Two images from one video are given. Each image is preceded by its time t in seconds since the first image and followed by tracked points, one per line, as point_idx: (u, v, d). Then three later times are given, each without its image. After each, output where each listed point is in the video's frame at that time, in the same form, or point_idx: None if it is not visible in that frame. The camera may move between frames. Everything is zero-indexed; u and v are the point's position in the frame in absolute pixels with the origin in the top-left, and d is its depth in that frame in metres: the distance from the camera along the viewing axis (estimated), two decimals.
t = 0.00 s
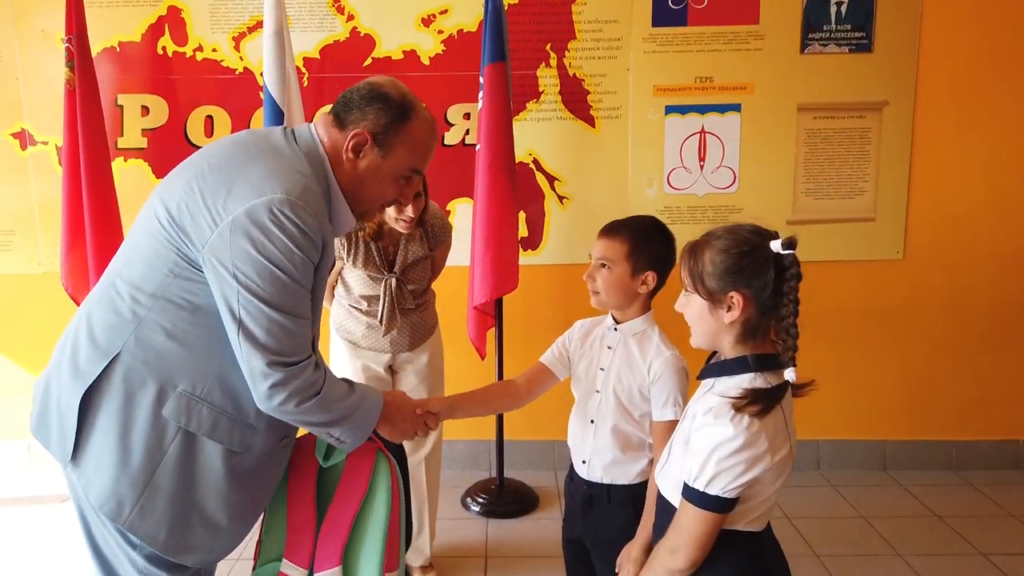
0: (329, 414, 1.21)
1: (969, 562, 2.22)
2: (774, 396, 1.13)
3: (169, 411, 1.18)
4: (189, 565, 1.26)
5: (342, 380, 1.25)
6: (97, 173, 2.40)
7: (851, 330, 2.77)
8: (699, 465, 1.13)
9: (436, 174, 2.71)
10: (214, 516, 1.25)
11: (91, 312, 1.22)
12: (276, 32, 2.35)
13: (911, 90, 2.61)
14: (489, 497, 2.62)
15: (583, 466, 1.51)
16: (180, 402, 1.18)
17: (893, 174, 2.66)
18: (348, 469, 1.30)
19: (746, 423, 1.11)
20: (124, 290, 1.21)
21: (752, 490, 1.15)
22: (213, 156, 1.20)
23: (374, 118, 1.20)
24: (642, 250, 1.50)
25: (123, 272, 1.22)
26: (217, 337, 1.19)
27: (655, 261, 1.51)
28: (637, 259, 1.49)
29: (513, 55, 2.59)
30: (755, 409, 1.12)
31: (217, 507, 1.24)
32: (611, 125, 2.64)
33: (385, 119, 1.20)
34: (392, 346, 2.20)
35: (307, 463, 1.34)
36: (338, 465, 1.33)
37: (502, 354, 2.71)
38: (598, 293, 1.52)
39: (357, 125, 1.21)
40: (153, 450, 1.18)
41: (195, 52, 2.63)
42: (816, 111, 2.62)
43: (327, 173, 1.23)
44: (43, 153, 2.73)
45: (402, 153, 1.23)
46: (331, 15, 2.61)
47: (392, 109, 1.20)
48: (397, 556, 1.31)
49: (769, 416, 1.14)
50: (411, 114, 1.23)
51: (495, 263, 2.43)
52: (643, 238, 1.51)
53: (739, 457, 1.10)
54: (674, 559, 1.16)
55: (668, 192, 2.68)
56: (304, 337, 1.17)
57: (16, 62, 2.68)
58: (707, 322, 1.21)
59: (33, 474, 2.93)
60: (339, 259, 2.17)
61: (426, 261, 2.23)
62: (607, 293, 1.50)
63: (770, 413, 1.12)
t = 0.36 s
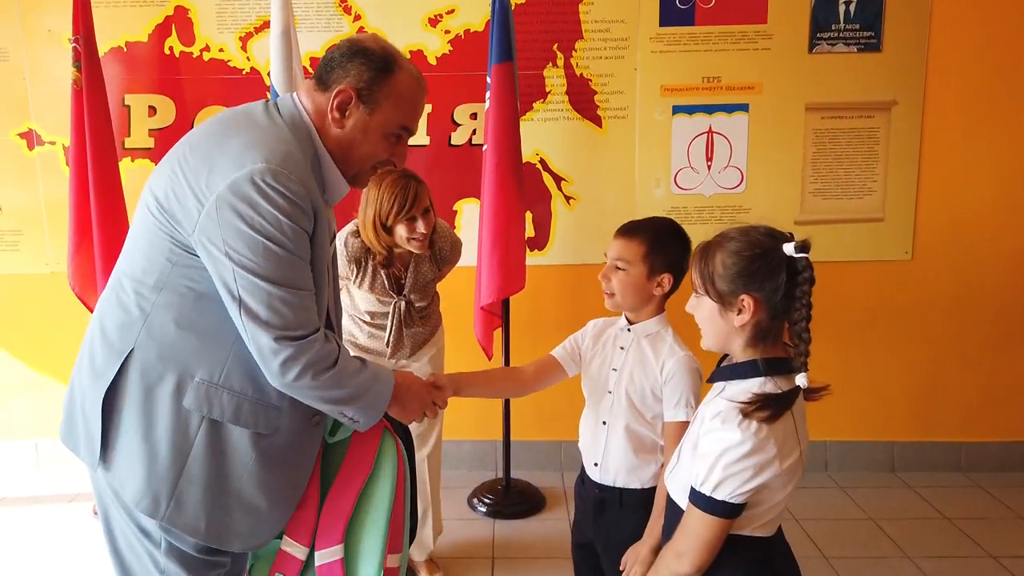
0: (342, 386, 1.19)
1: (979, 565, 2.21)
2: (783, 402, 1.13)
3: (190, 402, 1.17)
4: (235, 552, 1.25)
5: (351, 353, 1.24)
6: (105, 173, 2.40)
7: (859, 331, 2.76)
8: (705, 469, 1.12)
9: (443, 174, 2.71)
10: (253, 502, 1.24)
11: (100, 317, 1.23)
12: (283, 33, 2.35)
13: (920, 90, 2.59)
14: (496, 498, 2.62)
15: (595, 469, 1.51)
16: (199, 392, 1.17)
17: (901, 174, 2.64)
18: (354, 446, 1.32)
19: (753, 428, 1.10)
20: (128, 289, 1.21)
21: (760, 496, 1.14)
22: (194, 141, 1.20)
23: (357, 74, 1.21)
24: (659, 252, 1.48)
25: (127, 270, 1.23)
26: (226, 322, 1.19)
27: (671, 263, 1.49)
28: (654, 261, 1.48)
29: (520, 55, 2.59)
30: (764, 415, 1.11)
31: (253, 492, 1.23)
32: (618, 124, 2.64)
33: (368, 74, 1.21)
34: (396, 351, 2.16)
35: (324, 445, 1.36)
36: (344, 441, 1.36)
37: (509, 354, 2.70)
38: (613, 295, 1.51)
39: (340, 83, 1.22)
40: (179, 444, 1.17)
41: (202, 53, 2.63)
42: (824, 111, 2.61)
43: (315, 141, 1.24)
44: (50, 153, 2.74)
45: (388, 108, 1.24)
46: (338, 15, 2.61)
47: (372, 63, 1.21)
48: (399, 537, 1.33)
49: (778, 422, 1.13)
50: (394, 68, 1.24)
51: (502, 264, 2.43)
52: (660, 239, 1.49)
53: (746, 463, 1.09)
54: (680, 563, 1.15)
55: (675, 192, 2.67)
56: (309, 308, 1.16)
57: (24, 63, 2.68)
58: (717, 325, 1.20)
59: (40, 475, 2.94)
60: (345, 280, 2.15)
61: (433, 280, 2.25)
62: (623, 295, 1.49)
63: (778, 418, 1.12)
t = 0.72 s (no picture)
0: (356, 380, 1.19)
1: (987, 568, 2.21)
2: (793, 407, 1.12)
3: (210, 396, 1.18)
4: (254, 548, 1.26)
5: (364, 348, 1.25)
6: (113, 175, 2.41)
7: (866, 332, 2.75)
8: (714, 473, 1.12)
9: (450, 175, 2.71)
10: (273, 496, 1.25)
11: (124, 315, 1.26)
12: (290, 35, 2.35)
13: (927, 91, 2.59)
14: (503, 499, 2.62)
15: (609, 473, 1.51)
16: (218, 386, 1.18)
17: (909, 176, 2.64)
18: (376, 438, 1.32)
19: (762, 433, 1.10)
20: (147, 285, 1.23)
21: (769, 500, 1.14)
22: (207, 138, 1.22)
23: (363, 74, 1.22)
24: (671, 257, 1.48)
25: (147, 267, 1.25)
26: (241, 316, 1.20)
27: (684, 268, 1.49)
28: (667, 266, 1.47)
29: (527, 57, 2.59)
30: (773, 420, 1.11)
31: (273, 486, 1.24)
32: (624, 126, 2.64)
33: (373, 74, 1.22)
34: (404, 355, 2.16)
35: (343, 435, 1.36)
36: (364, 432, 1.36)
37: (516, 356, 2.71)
38: (626, 301, 1.52)
39: (347, 83, 1.23)
40: (200, 438, 1.18)
41: (210, 55, 2.63)
42: (831, 113, 2.60)
43: (323, 140, 1.25)
44: (59, 155, 2.75)
45: (393, 108, 1.24)
46: (345, 17, 2.61)
47: (378, 63, 1.22)
48: (426, 524, 1.32)
49: (787, 427, 1.13)
50: (401, 68, 1.25)
51: (509, 267, 2.43)
52: (673, 243, 1.49)
53: (754, 468, 1.09)
54: (688, 567, 1.15)
55: (682, 194, 2.67)
56: (322, 300, 1.17)
57: (32, 65, 2.70)
58: (723, 329, 1.21)
59: (48, 475, 2.95)
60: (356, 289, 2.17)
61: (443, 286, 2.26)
62: (636, 301, 1.50)
63: (788, 422, 1.11)
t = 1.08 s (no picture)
0: (321, 362, 1.26)
1: (990, 568, 2.21)
2: (793, 407, 1.13)
3: (206, 363, 1.35)
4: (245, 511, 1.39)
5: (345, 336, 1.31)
6: (120, 175, 2.43)
7: (870, 333, 2.76)
8: (714, 471, 1.13)
9: (455, 176, 2.73)
10: (262, 468, 1.37)
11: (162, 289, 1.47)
12: (296, 37, 2.37)
13: (931, 93, 2.59)
14: (507, 499, 2.63)
15: (612, 472, 1.52)
16: (213, 356, 1.35)
17: (913, 177, 2.64)
18: (382, 439, 1.34)
19: (761, 433, 1.11)
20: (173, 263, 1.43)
21: (768, 499, 1.15)
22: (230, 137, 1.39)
23: (376, 83, 1.30)
24: (677, 259, 1.49)
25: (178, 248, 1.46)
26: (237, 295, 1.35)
27: (691, 270, 1.49)
28: (673, 269, 1.48)
29: (531, 59, 2.60)
30: (773, 419, 1.12)
31: (260, 455, 1.37)
32: (628, 127, 2.65)
33: (385, 85, 1.29)
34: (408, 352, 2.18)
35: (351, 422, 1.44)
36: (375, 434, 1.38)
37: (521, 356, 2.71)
38: (636, 305, 1.53)
39: (360, 89, 1.32)
40: (195, 401, 1.36)
41: (216, 57, 2.65)
42: (835, 114, 2.61)
43: (332, 143, 1.35)
44: (66, 156, 2.77)
45: (400, 116, 1.31)
46: (351, 19, 2.63)
47: (390, 74, 1.29)
48: (428, 528, 1.32)
49: (787, 427, 1.14)
50: (413, 81, 1.31)
51: (514, 269, 2.44)
52: (680, 245, 1.50)
53: (754, 466, 1.10)
54: (687, 565, 1.16)
55: (686, 195, 2.67)
56: (293, 283, 1.26)
57: (40, 66, 2.72)
58: (725, 329, 1.21)
59: (55, 474, 2.97)
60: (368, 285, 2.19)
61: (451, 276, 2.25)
62: (645, 305, 1.51)
63: (787, 423, 1.12)
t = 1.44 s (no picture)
0: (297, 356, 1.27)
1: (988, 568, 2.22)
2: (792, 405, 1.15)
3: (197, 354, 1.37)
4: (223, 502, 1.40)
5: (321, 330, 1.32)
6: (123, 177, 2.44)
7: (870, 333, 2.77)
8: (715, 471, 1.14)
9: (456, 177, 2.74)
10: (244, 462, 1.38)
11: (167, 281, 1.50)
12: (297, 39, 2.38)
13: (930, 94, 2.60)
14: (507, 498, 2.64)
15: (611, 470, 1.54)
16: (204, 347, 1.36)
17: (913, 178, 2.65)
18: (379, 438, 1.35)
19: (762, 433, 1.12)
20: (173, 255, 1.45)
21: (769, 497, 1.16)
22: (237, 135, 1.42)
23: (378, 89, 1.30)
24: (670, 260, 1.50)
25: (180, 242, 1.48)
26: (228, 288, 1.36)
27: (685, 270, 1.51)
28: (665, 270, 1.50)
29: (532, 60, 2.61)
30: (773, 419, 1.13)
31: (242, 449, 1.37)
32: (629, 128, 2.66)
33: (387, 91, 1.30)
34: (413, 350, 2.21)
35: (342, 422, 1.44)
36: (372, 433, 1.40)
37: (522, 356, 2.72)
38: (631, 308, 1.55)
39: (362, 94, 1.32)
40: (183, 392, 1.37)
41: (219, 58, 2.67)
42: (834, 115, 2.62)
43: (333, 146, 1.36)
44: (69, 157, 2.79)
45: (400, 122, 1.31)
46: (352, 21, 2.64)
47: (393, 81, 1.30)
48: (429, 523, 1.33)
49: (787, 426, 1.15)
50: (415, 88, 1.32)
51: (514, 270, 2.45)
52: (672, 246, 1.51)
53: (755, 466, 1.11)
54: (689, 564, 1.18)
55: (685, 196, 2.69)
56: (276, 278, 1.26)
57: (44, 67, 2.73)
58: (726, 331, 1.22)
59: (58, 473, 2.98)
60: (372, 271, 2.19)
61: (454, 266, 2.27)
62: (639, 309, 1.53)
63: (788, 422, 1.13)
